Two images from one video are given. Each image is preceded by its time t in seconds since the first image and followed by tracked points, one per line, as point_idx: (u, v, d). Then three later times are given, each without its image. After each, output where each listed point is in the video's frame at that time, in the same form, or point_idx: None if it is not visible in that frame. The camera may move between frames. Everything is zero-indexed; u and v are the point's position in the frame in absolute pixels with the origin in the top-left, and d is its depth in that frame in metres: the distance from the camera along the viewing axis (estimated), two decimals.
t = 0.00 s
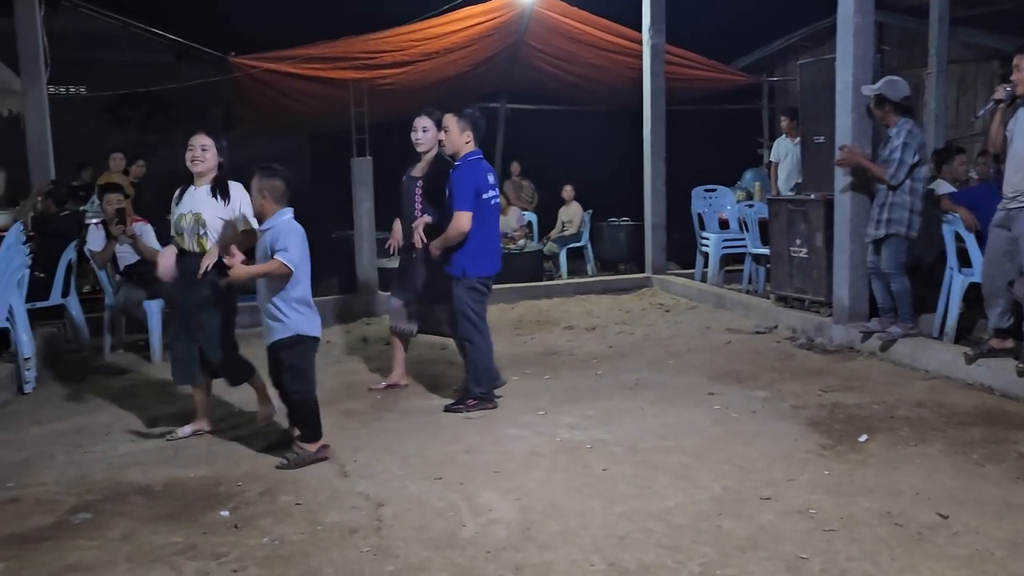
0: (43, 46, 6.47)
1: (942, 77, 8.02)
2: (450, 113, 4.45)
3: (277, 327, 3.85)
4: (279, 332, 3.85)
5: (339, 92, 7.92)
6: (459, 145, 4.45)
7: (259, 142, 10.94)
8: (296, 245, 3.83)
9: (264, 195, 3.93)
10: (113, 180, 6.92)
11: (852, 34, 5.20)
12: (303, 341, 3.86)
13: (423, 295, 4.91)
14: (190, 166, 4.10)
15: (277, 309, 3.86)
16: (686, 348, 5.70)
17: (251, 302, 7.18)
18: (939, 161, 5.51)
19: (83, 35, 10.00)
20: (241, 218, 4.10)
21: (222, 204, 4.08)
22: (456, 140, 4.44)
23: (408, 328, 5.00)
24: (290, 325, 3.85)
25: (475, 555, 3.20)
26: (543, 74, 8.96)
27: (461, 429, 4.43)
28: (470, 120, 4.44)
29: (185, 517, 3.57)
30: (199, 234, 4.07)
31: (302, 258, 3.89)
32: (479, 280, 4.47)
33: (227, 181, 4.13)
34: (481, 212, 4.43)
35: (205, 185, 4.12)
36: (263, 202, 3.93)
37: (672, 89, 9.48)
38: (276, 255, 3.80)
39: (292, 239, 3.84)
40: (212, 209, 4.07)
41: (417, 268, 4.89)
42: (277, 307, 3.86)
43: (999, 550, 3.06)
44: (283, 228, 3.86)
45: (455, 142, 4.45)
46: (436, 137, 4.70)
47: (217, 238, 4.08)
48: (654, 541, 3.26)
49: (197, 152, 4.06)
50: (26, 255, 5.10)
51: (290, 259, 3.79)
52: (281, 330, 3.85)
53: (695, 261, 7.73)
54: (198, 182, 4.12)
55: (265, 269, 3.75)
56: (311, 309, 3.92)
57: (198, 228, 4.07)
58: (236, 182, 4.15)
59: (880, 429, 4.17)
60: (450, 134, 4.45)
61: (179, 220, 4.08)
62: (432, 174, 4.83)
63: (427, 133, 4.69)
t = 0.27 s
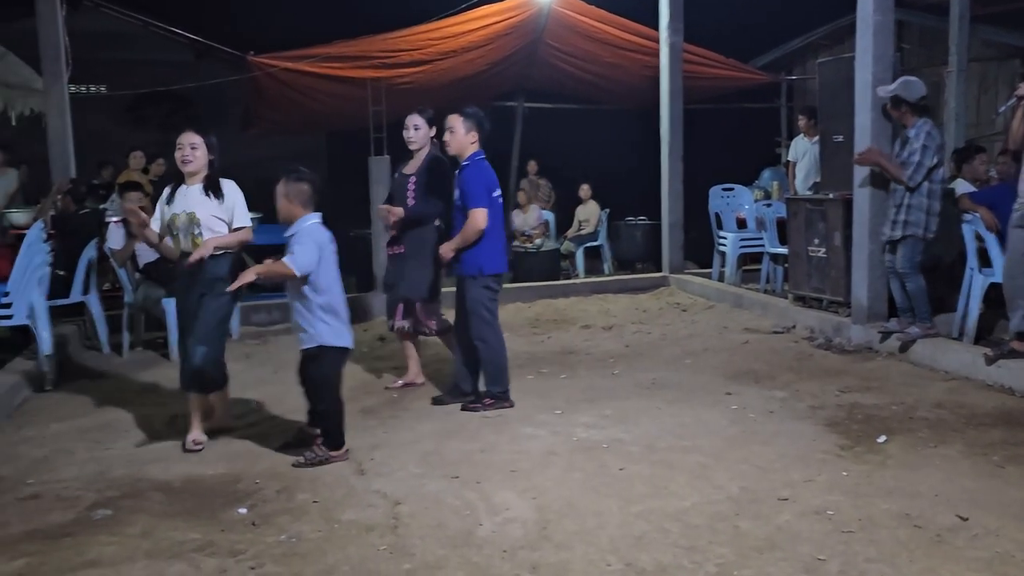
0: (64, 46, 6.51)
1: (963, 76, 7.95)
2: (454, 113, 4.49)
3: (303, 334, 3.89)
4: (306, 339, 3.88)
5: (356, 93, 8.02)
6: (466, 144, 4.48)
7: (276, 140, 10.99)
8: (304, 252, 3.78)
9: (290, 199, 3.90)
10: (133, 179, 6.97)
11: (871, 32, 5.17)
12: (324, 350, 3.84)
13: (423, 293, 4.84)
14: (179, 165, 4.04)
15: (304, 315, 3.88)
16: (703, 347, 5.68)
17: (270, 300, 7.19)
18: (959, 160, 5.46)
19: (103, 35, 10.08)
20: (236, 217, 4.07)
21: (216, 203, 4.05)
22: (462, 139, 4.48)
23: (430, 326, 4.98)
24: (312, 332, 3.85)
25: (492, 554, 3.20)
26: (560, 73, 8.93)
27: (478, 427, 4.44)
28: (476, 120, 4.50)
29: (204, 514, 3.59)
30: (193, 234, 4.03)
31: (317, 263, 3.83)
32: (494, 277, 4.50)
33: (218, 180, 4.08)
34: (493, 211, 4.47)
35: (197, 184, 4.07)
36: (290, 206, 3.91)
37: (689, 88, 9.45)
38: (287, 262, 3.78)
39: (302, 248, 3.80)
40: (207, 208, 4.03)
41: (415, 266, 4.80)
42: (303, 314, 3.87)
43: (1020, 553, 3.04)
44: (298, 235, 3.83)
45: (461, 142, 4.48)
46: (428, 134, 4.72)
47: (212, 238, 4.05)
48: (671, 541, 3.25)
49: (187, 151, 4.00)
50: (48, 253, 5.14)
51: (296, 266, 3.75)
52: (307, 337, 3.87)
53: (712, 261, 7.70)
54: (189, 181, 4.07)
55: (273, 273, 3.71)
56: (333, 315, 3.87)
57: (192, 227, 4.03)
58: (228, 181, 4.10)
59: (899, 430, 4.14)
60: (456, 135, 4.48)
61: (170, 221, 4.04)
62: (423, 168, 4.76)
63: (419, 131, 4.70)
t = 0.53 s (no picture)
0: (83, 43, 6.54)
1: (982, 73, 7.88)
2: (464, 108, 4.50)
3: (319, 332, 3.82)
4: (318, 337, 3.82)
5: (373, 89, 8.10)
6: (475, 141, 4.49)
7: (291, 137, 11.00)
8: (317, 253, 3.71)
9: (321, 198, 3.85)
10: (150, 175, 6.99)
11: (889, 29, 5.14)
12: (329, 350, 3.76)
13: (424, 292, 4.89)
14: (182, 160, 3.93)
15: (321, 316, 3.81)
16: (719, 345, 5.66)
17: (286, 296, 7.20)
18: (978, 158, 5.39)
19: (122, 32, 10.13)
20: (238, 219, 4.01)
21: (221, 203, 3.97)
22: (473, 135, 4.49)
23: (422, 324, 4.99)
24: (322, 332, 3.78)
25: (507, 551, 3.20)
26: (577, 71, 8.89)
27: (494, 424, 4.44)
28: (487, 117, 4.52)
29: (221, 510, 3.60)
30: (194, 232, 3.94)
31: (332, 265, 3.76)
32: (500, 272, 4.53)
33: (222, 179, 3.99)
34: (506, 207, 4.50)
35: (199, 182, 3.98)
36: (320, 204, 3.85)
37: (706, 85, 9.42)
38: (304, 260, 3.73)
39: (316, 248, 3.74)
40: (212, 207, 3.95)
41: (417, 267, 4.83)
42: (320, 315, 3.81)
43: None
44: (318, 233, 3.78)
45: (471, 138, 4.49)
46: (421, 132, 4.71)
47: (213, 238, 3.97)
48: (687, 540, 3.24)
49: (193, 147, 3.90)
50: (67, 249, 5.16)
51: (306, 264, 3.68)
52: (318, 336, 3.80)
53: (729, 258, 7.68)
54: (191, 178, 3.96)
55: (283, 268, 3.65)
56: (346, 318, 3.77)
57: (194, 225, 3.93)
58: (231, 179, 4.02)
59: (917, 429, 4.12)
60: (466, 131, 4.48)
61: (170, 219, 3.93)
62: (420, 168, 4.78)
63: (412, 128, 4.67)
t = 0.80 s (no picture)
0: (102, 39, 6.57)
1: (1004, 67, 7.79)
2: (467, 104, 4.42)
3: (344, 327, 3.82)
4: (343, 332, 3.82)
5: (393, 86, 8.18)
6: (481, 137, 4.43)
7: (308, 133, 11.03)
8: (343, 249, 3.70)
9: (355, 193, 3.83)
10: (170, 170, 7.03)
11: (910, 23, 5.10)
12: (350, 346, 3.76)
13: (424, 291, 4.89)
14: (194, 153, 3.76)
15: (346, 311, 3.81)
16: (737, 342, 5.64)
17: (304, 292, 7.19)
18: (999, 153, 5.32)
19: (141, 28, 10.18)
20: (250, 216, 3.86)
21: (234, 197, 3.81)
22: (479, 131, 4.42)
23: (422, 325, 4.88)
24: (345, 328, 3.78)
25: (525, 546, 3.21)
26: (595, 66, 8.86)
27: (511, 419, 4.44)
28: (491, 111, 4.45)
29: (240, 503, 3.62)
30: (207, 227, 3.75)
31: (359, 262, 3.74)
32: (514, 266, 4.57)
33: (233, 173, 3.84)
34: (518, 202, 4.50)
35: (211, 175, 3.81)
36: (353, 200, 3.83)
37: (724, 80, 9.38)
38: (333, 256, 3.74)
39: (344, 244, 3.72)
40: (225, 202, 3.79)
41: (423, 264, 4.83)
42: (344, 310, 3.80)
43: None
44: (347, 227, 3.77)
45: (477, 134, 4.42)
46: (418, 129, 4.77)
47: (226, 234, 3.80)
48: (704, 536, 3.24)
49: (207, 138, 3.75)
50: (87, 243, 5.18)
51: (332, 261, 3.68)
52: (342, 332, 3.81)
53: (747, 254, 7.65)
54: (203, 171, 3.79)
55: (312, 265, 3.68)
56: (368, 317, 3.75)
57: (208, 220, 3.75)
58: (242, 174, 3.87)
59: (938, 427, 4.09)
60: (472, 128, 4.41)
61: (181, 213, 3.74)
62: (417, 164, 4.80)
63: (410, 126, 4.74)
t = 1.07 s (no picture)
0: (123, 34, 6.60)
1: None
2: (481, 100, 4.35)
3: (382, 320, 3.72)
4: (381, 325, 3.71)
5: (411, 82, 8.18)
6: (493, 133, 4.37)
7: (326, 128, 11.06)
8: (391, 243, 3.58)
9: (393, 184, 3.66)
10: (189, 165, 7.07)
11: (933, 16, 5.05)
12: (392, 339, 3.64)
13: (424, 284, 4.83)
14: (201, 149, 3.73)
15: (386, 303, 3.70)
16: (755, 338, 5.61)
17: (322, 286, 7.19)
18: None
19: (161, 24, 10.24)
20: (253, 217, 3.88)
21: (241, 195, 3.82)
22: (492, 127, 4.35)
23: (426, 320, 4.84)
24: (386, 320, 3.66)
25: (542, 540, 3.21)
26: (613, 60, 8.82)
27: (528, 414, 4.44)
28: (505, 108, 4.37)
29: (258, 495, 3.65)
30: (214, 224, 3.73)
31: (404, 254, 3.63)
32: (519, 266, 4.52)
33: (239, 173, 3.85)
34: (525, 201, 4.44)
35: (217, 173, 3.80)
36: (392, 191, 3.67)
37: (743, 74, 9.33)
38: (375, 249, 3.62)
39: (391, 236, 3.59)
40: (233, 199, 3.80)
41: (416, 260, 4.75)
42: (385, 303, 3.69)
43: None
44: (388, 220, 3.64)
45: (489, 130, 4.35)
46: (420, 124, 4.73)
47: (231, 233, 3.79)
48: (722, 532, 3.23)
49: (217, 135, 3.73)
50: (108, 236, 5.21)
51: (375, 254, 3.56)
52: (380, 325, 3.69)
53: (766, 250, 7.61)
54: (210, 167, 3.77)
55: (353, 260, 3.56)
56: (412, 308, 3.65)
57: (215, 217, 3.74)
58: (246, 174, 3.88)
59: (958, 424, 4.06)
60: (485, 123, 4.33)
61: (190, 209, 3.71)
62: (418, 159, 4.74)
63: (412, 120, 4.70)
